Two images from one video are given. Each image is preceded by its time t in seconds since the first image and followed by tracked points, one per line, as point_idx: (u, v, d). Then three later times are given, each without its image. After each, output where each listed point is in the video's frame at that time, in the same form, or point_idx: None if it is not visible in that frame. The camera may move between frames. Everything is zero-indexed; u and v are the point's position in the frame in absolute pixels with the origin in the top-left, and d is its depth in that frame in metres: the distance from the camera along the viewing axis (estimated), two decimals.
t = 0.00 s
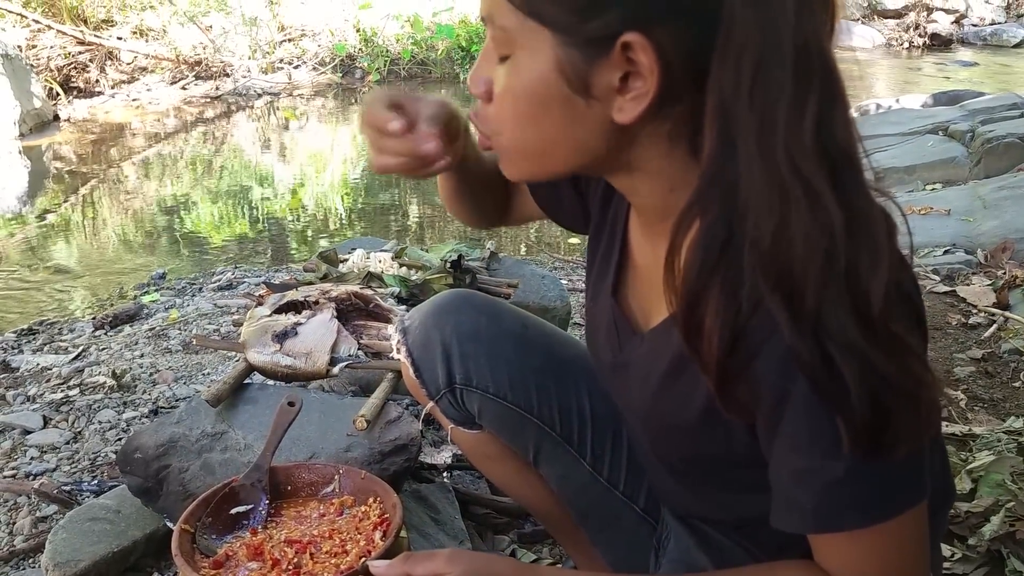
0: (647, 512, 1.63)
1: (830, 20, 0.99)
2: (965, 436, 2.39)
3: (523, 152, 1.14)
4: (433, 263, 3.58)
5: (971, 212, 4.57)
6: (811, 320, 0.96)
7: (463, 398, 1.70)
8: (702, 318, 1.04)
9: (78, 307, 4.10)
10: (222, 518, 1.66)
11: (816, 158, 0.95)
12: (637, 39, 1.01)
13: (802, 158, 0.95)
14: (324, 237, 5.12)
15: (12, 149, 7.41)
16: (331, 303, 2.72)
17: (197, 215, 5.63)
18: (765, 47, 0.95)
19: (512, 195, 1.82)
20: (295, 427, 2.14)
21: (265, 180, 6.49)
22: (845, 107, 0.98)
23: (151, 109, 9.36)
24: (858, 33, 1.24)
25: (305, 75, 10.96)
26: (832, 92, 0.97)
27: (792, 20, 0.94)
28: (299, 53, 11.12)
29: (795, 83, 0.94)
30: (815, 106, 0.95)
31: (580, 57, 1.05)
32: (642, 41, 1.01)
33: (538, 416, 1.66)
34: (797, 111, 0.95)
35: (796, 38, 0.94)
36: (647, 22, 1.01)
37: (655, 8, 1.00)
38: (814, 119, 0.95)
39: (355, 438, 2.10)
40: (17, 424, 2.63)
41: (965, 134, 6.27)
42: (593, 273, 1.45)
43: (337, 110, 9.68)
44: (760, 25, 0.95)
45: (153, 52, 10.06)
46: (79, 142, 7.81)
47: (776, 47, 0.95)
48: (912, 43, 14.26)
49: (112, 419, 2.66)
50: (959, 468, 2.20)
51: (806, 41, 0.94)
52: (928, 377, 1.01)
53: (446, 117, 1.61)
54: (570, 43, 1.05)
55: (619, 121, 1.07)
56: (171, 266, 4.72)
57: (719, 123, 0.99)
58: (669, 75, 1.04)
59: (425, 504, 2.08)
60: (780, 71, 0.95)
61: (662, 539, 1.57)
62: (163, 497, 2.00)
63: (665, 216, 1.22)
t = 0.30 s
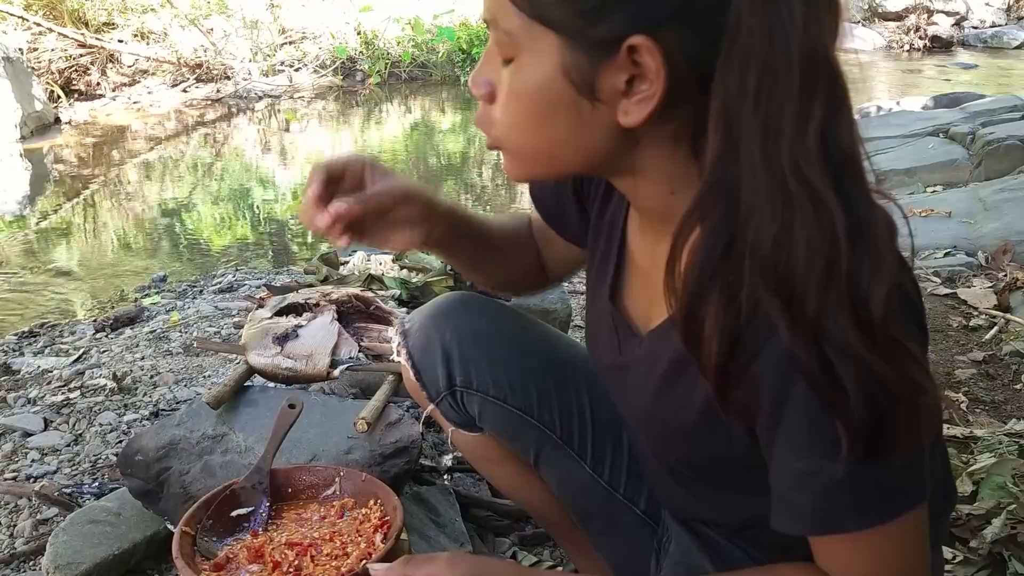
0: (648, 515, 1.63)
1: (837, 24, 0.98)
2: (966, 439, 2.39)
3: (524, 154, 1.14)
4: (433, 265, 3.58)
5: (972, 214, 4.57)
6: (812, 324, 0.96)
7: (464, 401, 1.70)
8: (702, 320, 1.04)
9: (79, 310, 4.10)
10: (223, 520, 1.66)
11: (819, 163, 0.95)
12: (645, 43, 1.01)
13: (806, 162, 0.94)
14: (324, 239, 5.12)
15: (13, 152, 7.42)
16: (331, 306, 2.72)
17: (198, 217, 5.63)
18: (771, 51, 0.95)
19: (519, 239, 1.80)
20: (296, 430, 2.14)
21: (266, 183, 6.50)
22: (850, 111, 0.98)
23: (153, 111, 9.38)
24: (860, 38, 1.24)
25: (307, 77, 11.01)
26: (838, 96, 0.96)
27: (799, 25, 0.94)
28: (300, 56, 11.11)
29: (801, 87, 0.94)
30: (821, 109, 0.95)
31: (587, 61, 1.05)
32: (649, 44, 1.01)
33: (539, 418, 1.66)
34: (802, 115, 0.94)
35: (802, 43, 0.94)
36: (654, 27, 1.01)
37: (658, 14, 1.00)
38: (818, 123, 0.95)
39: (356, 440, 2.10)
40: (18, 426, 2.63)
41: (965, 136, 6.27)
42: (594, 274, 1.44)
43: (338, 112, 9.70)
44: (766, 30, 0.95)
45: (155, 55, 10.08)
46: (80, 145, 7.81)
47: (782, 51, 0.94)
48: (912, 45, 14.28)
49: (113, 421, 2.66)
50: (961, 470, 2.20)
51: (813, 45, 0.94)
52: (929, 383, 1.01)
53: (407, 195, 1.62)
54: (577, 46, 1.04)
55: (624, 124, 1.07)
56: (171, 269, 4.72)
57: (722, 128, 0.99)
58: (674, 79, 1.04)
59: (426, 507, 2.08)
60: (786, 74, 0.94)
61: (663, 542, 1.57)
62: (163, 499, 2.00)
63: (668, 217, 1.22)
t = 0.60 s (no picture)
0: (648, 516, 1.63)
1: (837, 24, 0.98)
2: (968, 440, 2.38)
3: (524, 154, 1.14)
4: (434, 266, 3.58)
5: (973, 215, 4.57)
6: (809, 323, 0.96)
7: (465, 402, 1.70)
8: (699, 319, 1.05)
9: (81, 312, 4.10)
10: (225, 522, 1.66)
11: (817, 162, 0.95)
12: (644, 44, 1.01)
13: (805, 161, 0.94)
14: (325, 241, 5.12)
15: (15, 154, 7.42)
16: (333, 307, 2.72)
17: (199, 219, 5.64)
18: (769, 52, 0.95)
19: (524, 259, 1.81)
20: (298, 432, 2.15)
21: (267, 184, 6.51)
22: (849, 112, 0.98)
23: (154, 113, 9.39)
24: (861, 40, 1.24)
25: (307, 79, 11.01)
26: (837, 96, 0.96)
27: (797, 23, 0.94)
28: (301, 58, 11.08)
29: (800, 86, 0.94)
30: (819, 110, 0.95)
31: (586, 61, 1.05)
32: (649, 46, 1.01)
33: (540, 419, 1.66)
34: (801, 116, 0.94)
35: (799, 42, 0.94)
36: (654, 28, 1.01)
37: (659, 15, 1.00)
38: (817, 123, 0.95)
39: (357, 442, 2.10)
40: (19, 428, 2.63)
41: (967, 137, 6.27)
42: (594, 273, 1.44)
43: (339, 114, 9.71)
44: (765, 30, 0.95)
45: (156, 57, 10.09)
46: (81, 146, 7.82)
47: (780, 52, 0.95)
48: (913, 47, 14.30)
49: (114, 423, 2.66)
50: (963, 472, 2.20)
51: (810, 46, 0.94)
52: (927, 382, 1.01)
53: (392, 236, 1.65)
54: (577, 47, 1.04)
55: (624, 124, 1.07)
56: (173, 271, 4.72)
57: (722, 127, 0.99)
58: (675, 79, 1.05)
59: (427, 509, 2.07)
60: (785, 75, 0.94)
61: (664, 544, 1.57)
62: (165, 501, 2.00)
63: (668, 217, 1.22)
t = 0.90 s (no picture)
0: (651, 517, 1.63)
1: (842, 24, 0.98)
2: (970, 442, 2.38)
3: (528, 153, 1.14)
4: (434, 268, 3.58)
5: (975, 217, 4.56)
6: (811, 323, 0.95)
7: (466, 403, 1.70)
8: (701, 319, 1.04)
9: (82, 314, 4.10)
10: (227, 524, 1.66)
11: (820, 162, 0.95)
12: (648, 44, 1.01)
13: (808, 161, 0.94)
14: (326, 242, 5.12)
15: (16, 155, 7.43)
16: (334, 309, 2.72)
17: (200, 221, 5.64)
18: (774, 52, 0.95)
19: (531, 265, 1.82)
20: (299, 433, 2.14)
21: (268, 186, 6.51)
22: (852, 113, 0.98)
23: (156, 115, 9.40)
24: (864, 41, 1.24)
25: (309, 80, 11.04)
26: (841, 97, 0.96)
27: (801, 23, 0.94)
28: (302, 59, 11.07)
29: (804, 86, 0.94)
30: (822, 111, 0.95)
31: (591, 61, 1.05)
32: (653, 46, 1.01)
33: (542, 420, 1.65)
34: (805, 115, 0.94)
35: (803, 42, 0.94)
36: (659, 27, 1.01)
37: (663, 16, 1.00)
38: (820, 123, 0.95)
39: (359, 444, 2.10)
40: (21, 430, 2.63)
41: (969, 138, 6.27)
42: (597, 274, 1.44)
43: (340, 115, 9.72)
44: (769, 30, 0.95)
45: (158, 59, 10.10)
46: (82, 148, 7.83)
47: (785, 51, 0.94)
48: (915, 49, 14.30)
49: (115, 425, 2.66)
50: (965, 473, 2.19)
51: (815, 45, 0.94)
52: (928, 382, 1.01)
53: (396, 242, 1.64)
54: (582, 46, 1.04)
55: (629, 124, 1.07)
56: (174, 272, 4.72)
57: (726, 126, 0.99)
58: (678, 78, 1.04)
59: (428, 510, 2.07)
60: (789, 75, 0.94)
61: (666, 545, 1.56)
62: (166, 502, 2.00)
63: (671, 217, 1.22)
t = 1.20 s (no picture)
0: (653, 518, 1.63)
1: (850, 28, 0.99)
2: (970, 443, 2.38)
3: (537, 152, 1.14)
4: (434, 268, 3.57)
5: (975, 218, 4.56)
6: (816, 326, 0.95)
7: (468, 404, 1.70)
8: (705, 321, 1.04)
9: (83, 315, 4.10)
10: (227, 525, 1.66)
11: (826, 165, 0.95)
12: (656, 47, 1.01)
13: (814, 165, 0.94)
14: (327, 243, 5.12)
15: (17, 157, 7.44)
16: (335, 310, 2.72)
17: (201, 222, 5.65)
18: (782, 56, 0.95)
19: (535, 269, 1.82)
20: (300, 434, 2.15)
21: (269, 187, 6.52)
22: (859, 117, 0.98)
23: (157, 116, 9.41)
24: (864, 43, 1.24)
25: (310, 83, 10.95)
26: (848, 101, 0.97)
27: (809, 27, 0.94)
28: (303, 61, 11.08)
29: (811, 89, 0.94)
30: (830, 116, 0.95)
31: (600, 62, 1.05)
32: (661, 48, 1.01)
33: (544, 423, 1.65)
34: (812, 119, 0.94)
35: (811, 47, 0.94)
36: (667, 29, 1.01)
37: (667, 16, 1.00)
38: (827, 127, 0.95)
39: (359, 445, 2.10)
40: (21, 431, 2.63)
41: (970, 139, 6.26)
42: (601, 275, 1.44)
43: (341, 117, 9.72)
44: (778, 31, 0.95)
45: (159, 60, 10.11)
46: (83, 149, 7.83)
47: (793, 54, 0.95)
48: (915, 50, 14.32)
49: (116, 426, 2.66)
50: (965, 474, 2.19)
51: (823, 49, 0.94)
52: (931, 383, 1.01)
53: (398, 244, 1.65)
54: (592, 47, 1.04)
55: (637, 125, 1.07)
56: (175, 273, 4.73)
57: (732, 130, 0.99)
58: (686, 81, 1.05)
59: (429, 510, 2.07)
60: (797, 79, 0.95)
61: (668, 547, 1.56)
62: (167, 503, 2.00)
63: (676, 218, 1.21)
